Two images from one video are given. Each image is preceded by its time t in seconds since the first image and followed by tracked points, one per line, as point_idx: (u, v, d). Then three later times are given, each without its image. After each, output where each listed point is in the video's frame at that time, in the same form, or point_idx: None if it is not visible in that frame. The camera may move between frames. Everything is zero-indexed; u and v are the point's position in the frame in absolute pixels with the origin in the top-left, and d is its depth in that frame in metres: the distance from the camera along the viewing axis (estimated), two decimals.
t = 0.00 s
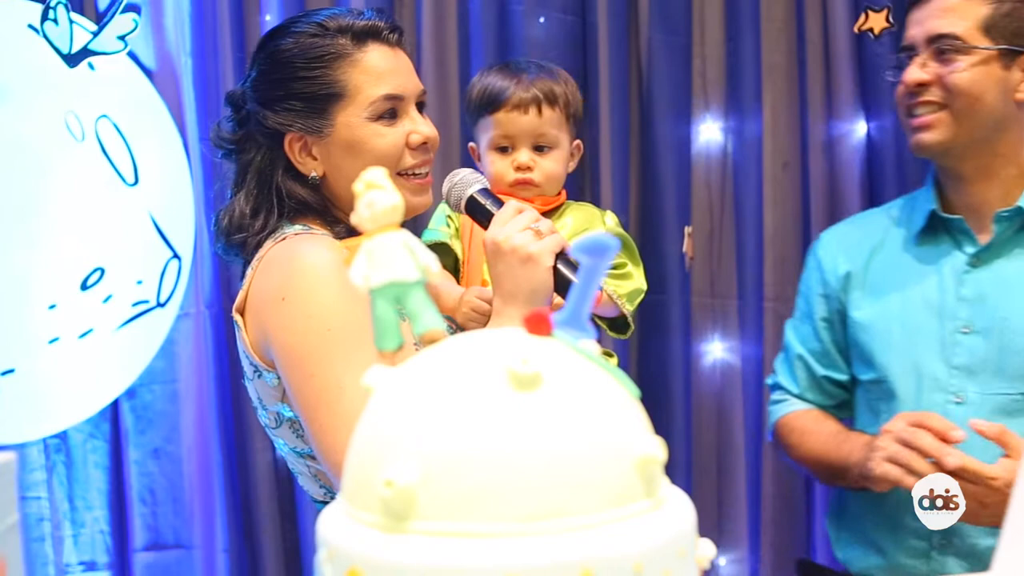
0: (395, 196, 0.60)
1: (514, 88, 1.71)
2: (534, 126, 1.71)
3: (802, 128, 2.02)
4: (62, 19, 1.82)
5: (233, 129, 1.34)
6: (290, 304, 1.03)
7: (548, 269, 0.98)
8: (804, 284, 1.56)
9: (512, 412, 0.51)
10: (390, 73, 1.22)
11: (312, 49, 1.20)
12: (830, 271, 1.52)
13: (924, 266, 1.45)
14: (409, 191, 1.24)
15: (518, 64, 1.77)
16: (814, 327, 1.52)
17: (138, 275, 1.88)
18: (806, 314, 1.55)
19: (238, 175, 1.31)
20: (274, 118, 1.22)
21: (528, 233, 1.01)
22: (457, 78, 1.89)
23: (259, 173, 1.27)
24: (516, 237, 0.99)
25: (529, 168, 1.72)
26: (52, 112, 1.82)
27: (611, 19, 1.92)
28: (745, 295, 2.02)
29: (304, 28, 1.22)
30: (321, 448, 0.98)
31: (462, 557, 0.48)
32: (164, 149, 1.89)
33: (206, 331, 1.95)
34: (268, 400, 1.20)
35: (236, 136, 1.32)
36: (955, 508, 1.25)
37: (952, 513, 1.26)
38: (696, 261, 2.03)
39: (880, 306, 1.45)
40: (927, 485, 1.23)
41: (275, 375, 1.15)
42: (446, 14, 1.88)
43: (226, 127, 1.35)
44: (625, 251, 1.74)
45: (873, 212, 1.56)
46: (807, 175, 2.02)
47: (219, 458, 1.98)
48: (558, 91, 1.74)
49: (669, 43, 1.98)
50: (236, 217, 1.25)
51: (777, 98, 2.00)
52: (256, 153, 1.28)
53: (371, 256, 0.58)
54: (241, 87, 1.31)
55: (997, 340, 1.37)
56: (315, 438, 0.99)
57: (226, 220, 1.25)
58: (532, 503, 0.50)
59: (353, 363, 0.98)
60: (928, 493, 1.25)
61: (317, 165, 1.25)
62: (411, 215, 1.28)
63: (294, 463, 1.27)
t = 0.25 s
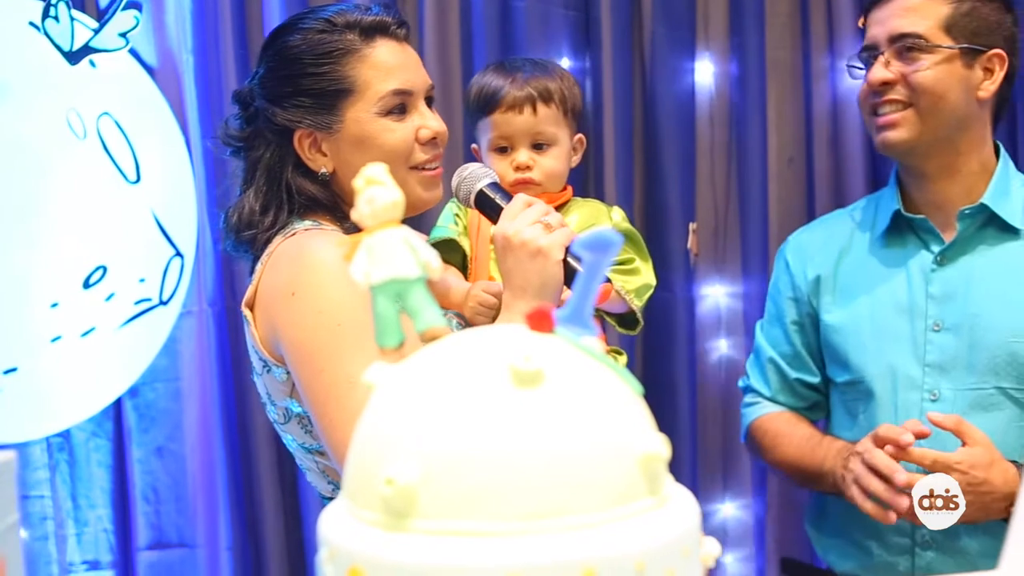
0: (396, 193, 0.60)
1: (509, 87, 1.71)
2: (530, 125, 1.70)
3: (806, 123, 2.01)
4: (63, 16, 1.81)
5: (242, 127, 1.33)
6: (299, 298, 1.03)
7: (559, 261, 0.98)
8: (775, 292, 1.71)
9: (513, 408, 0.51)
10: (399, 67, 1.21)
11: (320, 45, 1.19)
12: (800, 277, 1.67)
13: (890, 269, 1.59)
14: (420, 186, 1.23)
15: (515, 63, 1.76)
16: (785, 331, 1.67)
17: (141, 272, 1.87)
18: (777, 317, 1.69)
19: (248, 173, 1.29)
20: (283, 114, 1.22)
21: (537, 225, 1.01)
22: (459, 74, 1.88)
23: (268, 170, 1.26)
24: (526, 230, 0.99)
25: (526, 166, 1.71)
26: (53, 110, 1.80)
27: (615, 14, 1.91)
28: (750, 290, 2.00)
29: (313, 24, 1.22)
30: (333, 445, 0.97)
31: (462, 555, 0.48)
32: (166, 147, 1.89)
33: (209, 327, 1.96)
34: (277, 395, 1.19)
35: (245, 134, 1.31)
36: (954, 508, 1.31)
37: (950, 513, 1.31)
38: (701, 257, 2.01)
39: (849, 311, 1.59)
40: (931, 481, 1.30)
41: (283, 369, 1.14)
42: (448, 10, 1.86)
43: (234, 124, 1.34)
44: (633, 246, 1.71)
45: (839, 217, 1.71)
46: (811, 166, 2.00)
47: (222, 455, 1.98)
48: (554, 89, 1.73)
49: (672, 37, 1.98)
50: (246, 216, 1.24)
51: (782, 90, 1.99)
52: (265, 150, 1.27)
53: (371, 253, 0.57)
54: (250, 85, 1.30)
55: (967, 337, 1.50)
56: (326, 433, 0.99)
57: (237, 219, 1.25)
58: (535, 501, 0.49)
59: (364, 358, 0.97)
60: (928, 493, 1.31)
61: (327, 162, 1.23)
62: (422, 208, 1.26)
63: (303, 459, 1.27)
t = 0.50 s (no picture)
0: (397, 188, 0.59)
1: (515, 88, 1.65)
2: (535, 126, 1.63)
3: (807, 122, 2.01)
4: (64, 15, 1.79)
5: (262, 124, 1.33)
6: (315, 295, 1.04)
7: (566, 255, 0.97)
8: (784, 294, 1.69)
9: (515, 405, 0.51)
10: (425, 64, 1.23)
11: (348, 42, 1.21)
12: (810, 277, 1.66)
13: (903, 267, 1.58)
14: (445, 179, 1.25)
15: (526, 63, 1.70)
16: (797, 333, 1.65)
17: (141, 270, 1.87)
18: (787, 319, 1.68)
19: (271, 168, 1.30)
20: (310, 111, 1.23)
21: (546, 221, 1.00)
22: (460, 71, 1.87)
23: (294, 168, 1.27)
24: (532, 224, 0.98)
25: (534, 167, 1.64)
26: (53, 109, 1.79)
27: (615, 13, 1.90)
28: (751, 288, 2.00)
29: (337, 21, 1.23)
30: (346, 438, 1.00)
31: (464, 552, 0.48)
32: (166, 147, 1.89)
33: (209, 324, 1.96)
34: (293, 388, 1.20)
35: (265, 131, 1.31)
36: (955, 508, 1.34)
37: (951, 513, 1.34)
38: (700, 255, 2.01)
39: (864, 310, 1.58)
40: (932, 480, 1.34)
41: (299, 363, 1.15)
42: (449, 8, 1.86)
43: (254, 122, 1.34)
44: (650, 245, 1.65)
45: (846, 218, 1.70)
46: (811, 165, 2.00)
47: (223, 453, 1.98)
48: (559, 86, 1.65)
49: (673, 35, 1.97)
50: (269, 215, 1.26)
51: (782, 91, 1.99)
52: (290, 147, 1.28)
53: (372, 249, 0.57)
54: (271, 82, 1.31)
55: (985, 332, 1.50)
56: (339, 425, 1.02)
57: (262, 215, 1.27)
58: (538, 499, 0.49)
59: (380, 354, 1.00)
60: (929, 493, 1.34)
61: (355, 158, 1.25)
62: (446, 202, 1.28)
63: (318, 452, 1.27)
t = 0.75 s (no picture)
0: (397, 185, 0.59)
1: (535, 86, 1.64)
2: (555, 122, 1.62)
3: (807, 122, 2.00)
4: (63, 13, 1.78)
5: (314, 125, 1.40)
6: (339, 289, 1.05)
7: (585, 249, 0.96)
8: (802, 292, 1.67)
9: (515, 404, 0.51)
10: (422, 60, 1.23)
11: (349, 44, 1.24)
12: (833, 275, 1.63)
13: (928, 263, 1.57)
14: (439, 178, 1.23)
15: (550, 60, 1.69)
16: (820, 333, 1.62)
17: (141, 268, 1.87)
18: (809, 318, 1.65)
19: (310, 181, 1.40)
20: (324, 111, 1.28)
21: (565, 214, 0.99)
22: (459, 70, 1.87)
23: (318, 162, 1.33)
24: (552, 216, 0.98)
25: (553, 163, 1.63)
26: (52, 108, 1.79)
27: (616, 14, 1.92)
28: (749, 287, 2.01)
29: (352, 22, 1.26)
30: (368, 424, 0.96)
31: (464, 550, 0.47)
32: (167, 146, 1.88)
33: (208, 324, 1.96)
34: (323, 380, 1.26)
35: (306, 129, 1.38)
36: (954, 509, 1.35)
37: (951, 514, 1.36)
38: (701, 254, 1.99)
39: (893, 307, 1.56)
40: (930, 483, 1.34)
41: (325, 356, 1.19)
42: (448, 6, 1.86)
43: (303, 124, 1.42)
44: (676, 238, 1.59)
45: (866, 215, 1.68)
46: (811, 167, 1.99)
47: (222, 451, 1.98)
48: (578, 83, 1.63)
49: (673, 35, 1.96)
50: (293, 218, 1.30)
51: (781, 92, 2.01)
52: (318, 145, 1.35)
53: (371, 246, 0.57)
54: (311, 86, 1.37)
55: (1017, 328, 1.50)
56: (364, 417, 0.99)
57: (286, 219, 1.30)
58: (539, 497, 0.49)
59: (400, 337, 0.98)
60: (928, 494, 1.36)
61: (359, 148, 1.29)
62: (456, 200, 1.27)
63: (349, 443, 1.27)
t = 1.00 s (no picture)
0: (392, 184, 0.60)
1: (570, 81, 1.64)
2: (590, 114, 1.61)
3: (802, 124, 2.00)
4: (62, 12, 1.78)
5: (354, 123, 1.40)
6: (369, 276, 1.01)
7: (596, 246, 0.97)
8: (819, 289, 1.66)
9: (509, 403, 0.51)
10: (450, 64, 1.24)
11: (386, 48, 1.26)
12: (854, 273, 1.63)
13: (952, 262, 1.58)
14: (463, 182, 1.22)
15: (585, 59, 1.69)
16: (840, 331, 1.63)
17: (138, 267, 1.87)
18: (826, 315, 1.65)
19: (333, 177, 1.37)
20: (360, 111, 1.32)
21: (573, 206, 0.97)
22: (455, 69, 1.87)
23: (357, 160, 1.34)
24: (559, 209, 0.96)
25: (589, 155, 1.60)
26: (51, 107, 1.79)
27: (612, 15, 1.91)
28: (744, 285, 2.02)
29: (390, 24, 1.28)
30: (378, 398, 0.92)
31: (458, 548, 0.48)
32: (165, 143, 1.89)
33: (205, 322, 1.96)
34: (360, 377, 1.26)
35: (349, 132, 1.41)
36: (954, 507, 1.45)
37: (951, 512, 1.45)
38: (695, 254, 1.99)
39: (915, 306, 1.56)
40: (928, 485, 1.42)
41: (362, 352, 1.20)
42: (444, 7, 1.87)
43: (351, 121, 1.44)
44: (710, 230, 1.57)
45: (884, 210, 1.69)
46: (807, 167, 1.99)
47: (219, 449, 1.97)
48: (613, 78, 1.63)
49: (669, 34, 1.95)
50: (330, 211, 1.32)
51: (777, 94, 2.00)
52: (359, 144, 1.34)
53: (368, 245, 0.57)
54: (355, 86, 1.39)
55: None
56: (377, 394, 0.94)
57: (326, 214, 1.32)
58: (533, 495, 0.49)
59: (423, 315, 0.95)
60: (928, 493, 1.45)
61: (392, 152, 1.29)
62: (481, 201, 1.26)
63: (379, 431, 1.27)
